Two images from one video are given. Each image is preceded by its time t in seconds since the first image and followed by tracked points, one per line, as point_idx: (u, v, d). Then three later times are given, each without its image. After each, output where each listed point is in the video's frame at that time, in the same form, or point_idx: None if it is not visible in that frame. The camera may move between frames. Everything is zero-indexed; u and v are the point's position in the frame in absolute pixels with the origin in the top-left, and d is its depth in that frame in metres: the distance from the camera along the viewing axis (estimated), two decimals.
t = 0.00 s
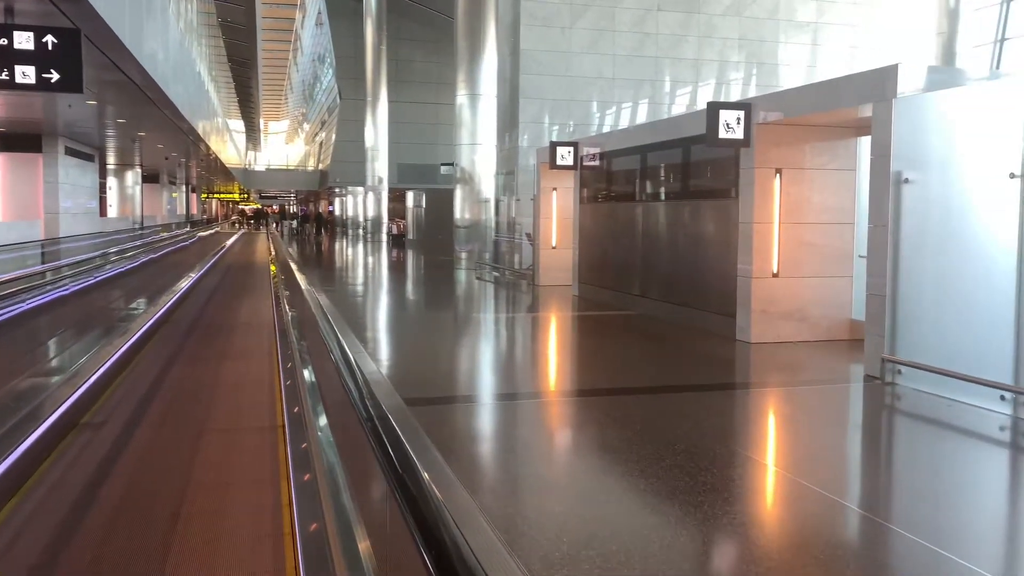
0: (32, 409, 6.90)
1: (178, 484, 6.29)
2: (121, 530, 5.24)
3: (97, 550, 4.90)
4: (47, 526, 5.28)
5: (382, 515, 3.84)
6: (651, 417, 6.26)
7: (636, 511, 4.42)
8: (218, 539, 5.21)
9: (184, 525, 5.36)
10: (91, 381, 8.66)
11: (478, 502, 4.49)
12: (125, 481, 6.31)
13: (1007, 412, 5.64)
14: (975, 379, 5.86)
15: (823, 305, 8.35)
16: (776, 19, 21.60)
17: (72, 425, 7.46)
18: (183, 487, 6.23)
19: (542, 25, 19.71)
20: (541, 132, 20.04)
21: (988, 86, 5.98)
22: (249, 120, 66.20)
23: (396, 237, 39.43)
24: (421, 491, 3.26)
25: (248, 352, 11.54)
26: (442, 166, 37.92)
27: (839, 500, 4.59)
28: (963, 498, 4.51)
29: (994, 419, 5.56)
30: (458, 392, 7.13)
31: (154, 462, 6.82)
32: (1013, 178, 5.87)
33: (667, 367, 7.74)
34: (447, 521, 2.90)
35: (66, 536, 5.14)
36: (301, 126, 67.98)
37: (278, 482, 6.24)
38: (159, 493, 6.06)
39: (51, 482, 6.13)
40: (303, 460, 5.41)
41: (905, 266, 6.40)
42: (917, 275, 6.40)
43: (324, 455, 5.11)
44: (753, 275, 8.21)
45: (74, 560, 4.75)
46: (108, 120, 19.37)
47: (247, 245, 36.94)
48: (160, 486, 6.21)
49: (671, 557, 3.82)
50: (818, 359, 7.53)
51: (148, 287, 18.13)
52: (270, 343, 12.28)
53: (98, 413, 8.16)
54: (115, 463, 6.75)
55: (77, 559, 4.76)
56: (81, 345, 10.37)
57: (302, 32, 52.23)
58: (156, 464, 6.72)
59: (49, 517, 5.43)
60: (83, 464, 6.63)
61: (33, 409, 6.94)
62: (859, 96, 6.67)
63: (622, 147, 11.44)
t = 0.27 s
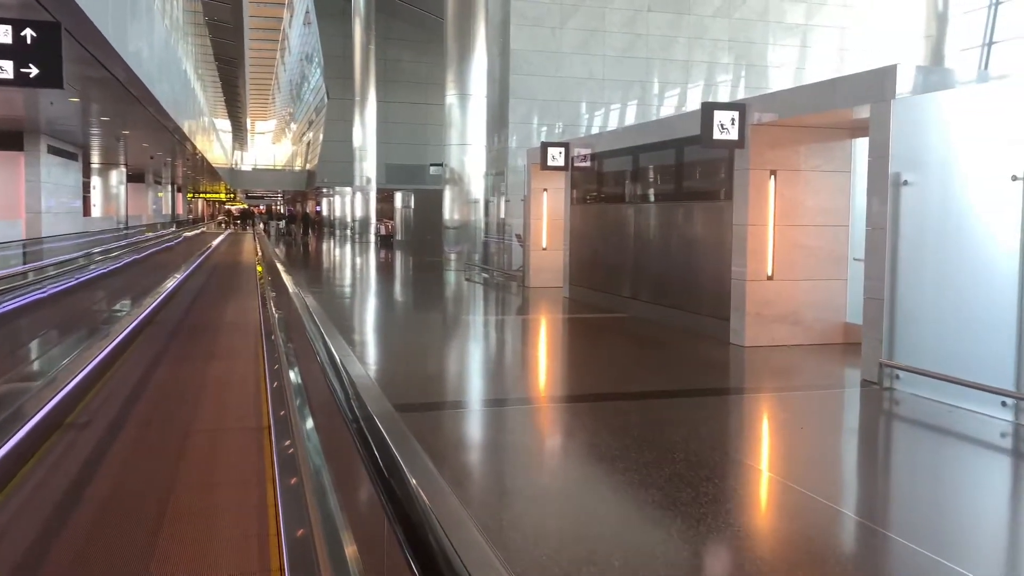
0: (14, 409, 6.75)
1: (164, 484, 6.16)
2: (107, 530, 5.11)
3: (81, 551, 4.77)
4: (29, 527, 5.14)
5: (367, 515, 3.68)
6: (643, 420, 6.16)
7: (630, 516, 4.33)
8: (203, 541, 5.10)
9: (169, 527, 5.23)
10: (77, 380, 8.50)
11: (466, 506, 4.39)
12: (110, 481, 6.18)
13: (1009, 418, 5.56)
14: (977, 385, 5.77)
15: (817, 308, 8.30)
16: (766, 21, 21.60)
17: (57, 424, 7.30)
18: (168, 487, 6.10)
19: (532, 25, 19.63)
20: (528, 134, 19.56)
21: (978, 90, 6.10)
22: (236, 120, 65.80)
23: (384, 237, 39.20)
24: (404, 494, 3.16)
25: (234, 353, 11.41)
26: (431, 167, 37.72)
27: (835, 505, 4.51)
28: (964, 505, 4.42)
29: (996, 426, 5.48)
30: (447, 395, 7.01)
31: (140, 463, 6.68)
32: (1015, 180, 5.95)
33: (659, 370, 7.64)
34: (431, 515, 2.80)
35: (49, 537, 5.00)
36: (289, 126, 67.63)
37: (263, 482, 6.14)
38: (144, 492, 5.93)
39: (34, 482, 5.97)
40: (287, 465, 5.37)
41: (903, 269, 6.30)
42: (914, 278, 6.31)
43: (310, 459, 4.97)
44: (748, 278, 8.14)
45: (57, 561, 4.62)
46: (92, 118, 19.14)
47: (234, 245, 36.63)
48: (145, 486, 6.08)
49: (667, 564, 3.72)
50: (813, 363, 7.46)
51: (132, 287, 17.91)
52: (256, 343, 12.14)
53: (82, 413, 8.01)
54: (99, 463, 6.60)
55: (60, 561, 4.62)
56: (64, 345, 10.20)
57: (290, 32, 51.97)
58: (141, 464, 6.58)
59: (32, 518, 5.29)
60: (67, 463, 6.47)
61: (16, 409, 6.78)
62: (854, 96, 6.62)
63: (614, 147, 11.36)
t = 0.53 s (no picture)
0: None
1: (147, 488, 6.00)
2: (90, 535, 4.96)
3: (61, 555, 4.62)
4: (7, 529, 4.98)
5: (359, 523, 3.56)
6: (633, 425, 6.07)
7: (622, 523, 4.23)
8: (185, 543, 4.96)
9: (152, 530, 5.09)
10: (58, 381, 8.32)
11: (455, 513, 4.28)
12: (91, 485, 6.01)
13: (1008, 423, 5.49)
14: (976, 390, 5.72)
15: (808, 311, 8.26)
16: (752, 23, 21.66)
17: (37, 426, 7.12)
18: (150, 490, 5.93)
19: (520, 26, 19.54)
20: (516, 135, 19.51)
21: (962, 92, 5.98)
22: (219, 120, 65.26)
23: (370, 239, 38.99)
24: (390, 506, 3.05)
25: (217, 354, 11.26)
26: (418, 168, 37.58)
27: (829, 511, 4.43)
28: (960, 510, 4.37)
29: (996, 431, 5.41)
30: (434, 399, 6.88)
31: (120, 465, 6.52)
32: (1016, 182, 5.66)
33: (649, 374, 7.56)
34: (438, 564, 3.13)
35: (30, 543, 4.83)
36: (273, 127, 67.19)
37: (246, 484, 6.00)
38: (125, 496, 5.77)
39: (14, 483, 5.80)
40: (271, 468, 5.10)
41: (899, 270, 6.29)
42: (910, 281, 6.28)
43: (294, 464, 4.83)
44: (741, 280, 8.09)
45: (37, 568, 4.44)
46: (73, 117, 18.83)
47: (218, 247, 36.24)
48: (127, 490, 5.91)
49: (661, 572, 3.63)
50: (805, 366, 7.40)
51: (114, 289, 17.62)
52: (240, 345, 11.98)
53: (63, 414, 7.83)
54: (80, 467, 6.42)
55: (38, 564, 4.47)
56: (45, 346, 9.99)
57: (274, 32, 51.62)
58: (122, 468, 6.41)
59: (10, 520, 5.13)
60: (48, 467, 6.29)
61: None
62: (848, 98, 6.58)
63: (603, 149, 11.27)
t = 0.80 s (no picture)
0: None
1: (122, 489, 5.81)
2: (64, 537, 4.78)
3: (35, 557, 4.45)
4: None
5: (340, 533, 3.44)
6: (620, 429, 5.95)
7: (613, 529, 4.10)
8: (162, 542, 4.80)
9: (128, 531, 4.93)
10: (31, 382, 8.10)
11: (439, 520, 4.14)
12: (65, 486, 5.81)
13: (1000, 426, 5.45)
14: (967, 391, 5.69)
15: (796, 312, 8.22)
16: (735, 23, 21.68)
17: (9, 428, 6.91)
18: (126, 492, 5.73)
19: (503, 24, 19.41)
20: (498, 136, 19.43)
21: (944, 93, 5.94)
22: (197, 119, 64.55)
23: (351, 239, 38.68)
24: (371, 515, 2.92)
25: (195, 355, 11.05)
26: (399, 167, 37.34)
27: (817, 515, 4.35)
28: (954, 514, 4.30)
29: (988, 434, 5.37)
30: (416, 403, 6.71)
31: (96, 467, 6.33)
32: (1008, 182, 5.61)
33: (635, 377, 7.44)
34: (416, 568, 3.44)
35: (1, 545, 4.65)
36: (252, 126, 66.58)
37: (224, 486, 5.82)
38: (100, 497, 5.57)
39: None
40: (248, 467, 4.78)
41: (890, 272, 6.28)
42: (901, 282, 6.26)
43: (273, 468, 4.59)
44: (727, 281, 8.04)
45: (7, 569, 4.24)
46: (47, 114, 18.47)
47: (196, 247, 35.77)
48: (102, 492, 5.71)
49: None
50: (792, 368, 7.35)
51: (89, 289, 17.29)
52: (218, 346, 11.77)
53: (36, 415, 7.62)
54: (54, 468, 6.20)
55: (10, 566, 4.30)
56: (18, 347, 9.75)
57: (253, 30, 51.11)
58: (97, 469, 6.23)
59: None
60: (20, 468, 6.06)
61: None
62: (836, 97, 6.54)
63: (588, 148, 11.18)
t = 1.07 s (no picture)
0: None
1: (102, 495, 5.63)
2: (40, 544, 4.61)
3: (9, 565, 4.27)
4: None
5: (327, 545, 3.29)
6: (613, 435, 5.82)
7: (610, 540, 3.95)
8: (142, 549, 4.64)
9: (107, 538, 4.76)
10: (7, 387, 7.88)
11: (429, 532, 3.97)
12: (43, 492, 5.63)
13: (999, 430, 5.39)
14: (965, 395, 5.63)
15: (787, 314, 8.17)
16: (720, 24, 21.71)
17: None
18: (105, 498, 5.55)
19: (488, 24, 19.30)
20: (481, 135, 19.15)
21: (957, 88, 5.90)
22: (179, 121, 63.96)
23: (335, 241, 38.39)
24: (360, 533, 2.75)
25: (177, 359, 10.85)
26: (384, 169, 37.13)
27: (818, 525, 4.22)
28: (959, 522, 4.20)
29: (987, 438, 5.32)
30: (401, 409, 6.54)
31: (74, 472, 6.14)
32: (1005, 182, 5.61)
33: (625, 382, 7.30)
34: None
35: None
36: (234, 127, 66.05)
37: (207, 490, 5.65)
38: (80, 503, 5.40)
39: None
40: (230, 478, 4.53)
41: (885, 273, 6.22)
42: (897, 283, 6.22)
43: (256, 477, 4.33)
44: (718, 283, 7.97)
45: None
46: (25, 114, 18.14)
47: (177, 249, 35.34)
48: (82, 497, 5.53)
49: None
50: (784, 371, 7.29)
51: (67, 293, 16.99)
52: (200, 350, 11.57)
53: (13, 420, 7.40)
54: (33, 474, 6.01)
55: None
56: None
57: (235, 31, 50.70)
58: (76, 475, 6.04)
59: None
60: None
61: None
62: (830, 96, 6.48)
63: (576, 149, 11.09)
